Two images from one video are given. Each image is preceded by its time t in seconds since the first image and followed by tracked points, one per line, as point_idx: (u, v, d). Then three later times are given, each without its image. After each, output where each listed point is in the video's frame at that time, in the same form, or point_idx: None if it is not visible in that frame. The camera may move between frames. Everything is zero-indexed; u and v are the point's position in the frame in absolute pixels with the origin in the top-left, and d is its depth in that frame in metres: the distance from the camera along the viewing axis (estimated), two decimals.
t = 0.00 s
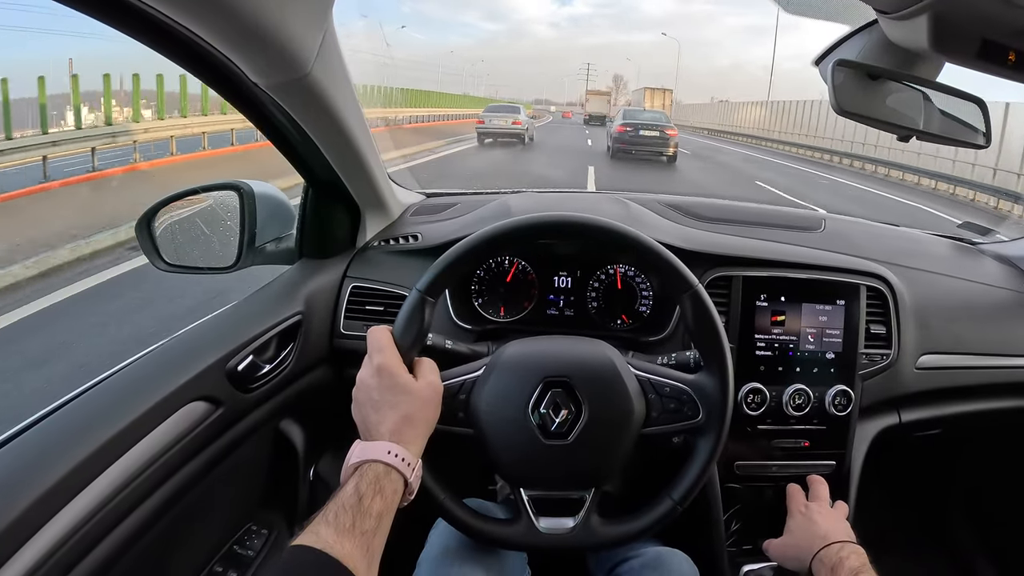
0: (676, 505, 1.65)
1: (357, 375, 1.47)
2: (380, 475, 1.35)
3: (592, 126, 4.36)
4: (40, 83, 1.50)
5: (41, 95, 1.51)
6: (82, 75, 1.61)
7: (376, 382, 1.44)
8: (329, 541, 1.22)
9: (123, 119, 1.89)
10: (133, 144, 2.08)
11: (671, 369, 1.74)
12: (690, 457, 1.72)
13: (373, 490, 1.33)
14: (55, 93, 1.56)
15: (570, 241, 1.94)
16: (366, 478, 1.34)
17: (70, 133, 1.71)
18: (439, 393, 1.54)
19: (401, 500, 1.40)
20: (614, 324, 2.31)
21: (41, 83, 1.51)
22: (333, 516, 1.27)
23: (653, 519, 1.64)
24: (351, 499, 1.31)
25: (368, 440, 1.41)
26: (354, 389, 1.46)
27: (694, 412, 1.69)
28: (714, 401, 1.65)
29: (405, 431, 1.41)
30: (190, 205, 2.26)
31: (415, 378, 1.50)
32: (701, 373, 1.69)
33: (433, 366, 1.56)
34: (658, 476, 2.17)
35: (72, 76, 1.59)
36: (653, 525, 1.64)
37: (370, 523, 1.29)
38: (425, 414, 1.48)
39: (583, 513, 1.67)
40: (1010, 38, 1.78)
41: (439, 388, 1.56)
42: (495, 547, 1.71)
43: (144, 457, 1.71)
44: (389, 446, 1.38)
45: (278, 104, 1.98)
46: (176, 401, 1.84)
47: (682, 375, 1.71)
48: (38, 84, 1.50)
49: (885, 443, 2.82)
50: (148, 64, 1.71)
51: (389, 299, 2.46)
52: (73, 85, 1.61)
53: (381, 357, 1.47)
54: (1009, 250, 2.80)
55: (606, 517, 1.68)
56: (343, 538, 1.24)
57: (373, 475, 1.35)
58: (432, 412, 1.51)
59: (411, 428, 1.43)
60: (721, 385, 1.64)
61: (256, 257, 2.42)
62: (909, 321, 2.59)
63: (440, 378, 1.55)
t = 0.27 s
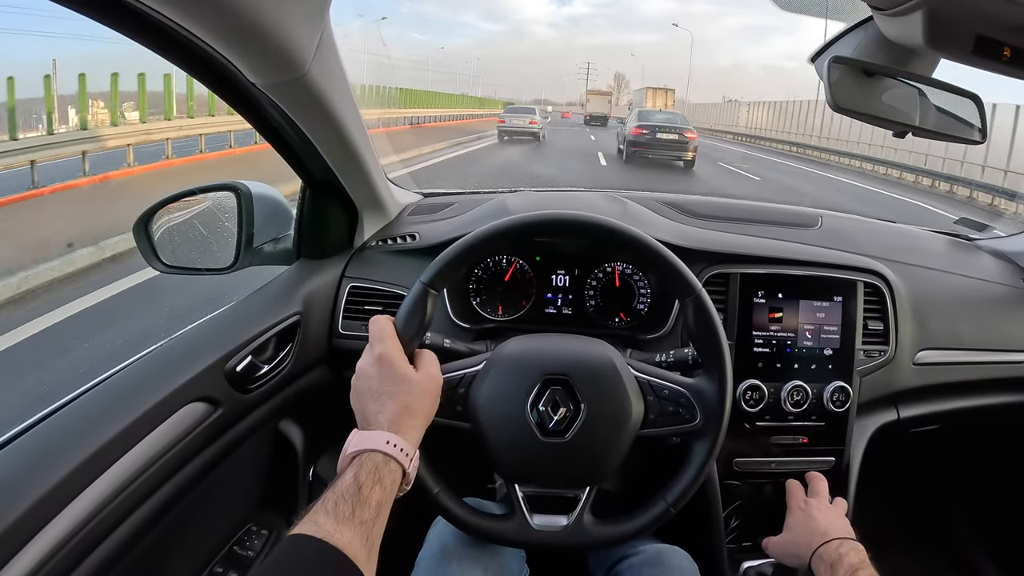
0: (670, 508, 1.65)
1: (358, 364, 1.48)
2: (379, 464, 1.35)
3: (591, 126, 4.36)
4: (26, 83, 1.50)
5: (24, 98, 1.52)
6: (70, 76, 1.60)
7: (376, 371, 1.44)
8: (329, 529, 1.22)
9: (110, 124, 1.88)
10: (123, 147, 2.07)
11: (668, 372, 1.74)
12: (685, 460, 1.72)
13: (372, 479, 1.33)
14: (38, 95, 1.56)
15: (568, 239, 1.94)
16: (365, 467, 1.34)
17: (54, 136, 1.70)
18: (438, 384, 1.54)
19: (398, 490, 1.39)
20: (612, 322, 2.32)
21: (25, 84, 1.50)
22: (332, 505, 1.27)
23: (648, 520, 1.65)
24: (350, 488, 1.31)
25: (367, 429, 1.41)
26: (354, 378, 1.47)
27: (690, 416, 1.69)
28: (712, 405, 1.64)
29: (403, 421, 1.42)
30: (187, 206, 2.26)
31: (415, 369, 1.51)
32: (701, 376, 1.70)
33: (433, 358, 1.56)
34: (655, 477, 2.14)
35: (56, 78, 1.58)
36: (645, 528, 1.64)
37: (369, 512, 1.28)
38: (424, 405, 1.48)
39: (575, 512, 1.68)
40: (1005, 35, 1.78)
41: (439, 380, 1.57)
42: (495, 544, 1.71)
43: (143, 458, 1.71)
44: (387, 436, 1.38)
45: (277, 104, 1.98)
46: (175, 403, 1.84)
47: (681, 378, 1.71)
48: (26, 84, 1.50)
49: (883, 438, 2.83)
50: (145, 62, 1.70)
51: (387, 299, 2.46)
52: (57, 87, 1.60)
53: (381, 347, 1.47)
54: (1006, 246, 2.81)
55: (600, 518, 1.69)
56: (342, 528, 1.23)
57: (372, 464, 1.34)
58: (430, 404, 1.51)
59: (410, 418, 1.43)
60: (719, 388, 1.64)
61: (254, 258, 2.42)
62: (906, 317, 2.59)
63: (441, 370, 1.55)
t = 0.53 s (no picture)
0: (660, 514, 1.66)
1: (358, 357, 1.49)
2: (377, 458, 1.36)
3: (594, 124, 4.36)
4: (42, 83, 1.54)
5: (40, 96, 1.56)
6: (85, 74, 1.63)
7: (375, 365, 1.45)
8: (326, 521, 1.24)
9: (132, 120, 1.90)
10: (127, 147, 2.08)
11: (660, 376, 1.75)
12: (678, 465, 1.74)
13: (369, 471, 1.34)
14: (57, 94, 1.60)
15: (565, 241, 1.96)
16: (364, 459, 1.35)
17: (74, 136, 1.75)
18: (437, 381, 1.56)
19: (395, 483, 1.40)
20: (609, 323, 2.33)
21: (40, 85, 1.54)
22: (330, 497, 1.28)
23: (637, 525, 1.66)
24: (348, 480, 1.32)
25: (365, 422, 1.42)
26: (354, 371, 1.48)
27: (683, 423, 1.70)
28: (707, 413, 1.66)
29: (402, 414, 1.43)
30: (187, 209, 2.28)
31: (415, 364, 1.52)
32: (695, 384, 1.71)
33: (432, 355, 1.56)
34: (650, 479, 2.13)
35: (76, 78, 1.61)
36: (637, 531, 1.65)
37: (366, 505, 1.30)
38: (423, 399, 1.49)
39: (566, 513, 1.70)
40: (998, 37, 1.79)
41: (438, 376, 1.58)
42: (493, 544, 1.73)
43: (144, 461, 1.72)
44: (385, 429, 1.38)
45: (273, 110, 1.99)
46: (174, 406, 1.84)
47: (676, 385, 1.72)
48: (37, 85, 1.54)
49: (880, 438, 2.84)
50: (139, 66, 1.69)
51: (385, 301, 2.47)
52: (77, 85, 1.64)
53: (382, 341, 1.49)
54: (1004, 245, 2.83)
55: (590, 521, 1.70)
56: (340, 519, 1.25)
57: (370, 458, 1.35)
58: (430, 397, 1.52)
59: (408, 412, 1.44)
60: (713, 397, 1.66)
61: (252, 261, 2.44)
62: (903, 317, 2.60)
63: (439, 366, 1.57)
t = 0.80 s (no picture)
0: (652, 519, 1.66)
1: (349, 359, 1.48)
2: (367, 461, 1.34)
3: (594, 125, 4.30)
4: (68, 81, 1.63)
5: (66, 94, 1.65)
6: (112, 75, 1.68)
7: (366, 369, 1.44)
8: (316, 524, 1.23)
9: (155, 120, 1.94)
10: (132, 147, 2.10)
11: (652, 380, 1.74)
12: (670, 469, 1.73)
13: (360, 474, 1.33)
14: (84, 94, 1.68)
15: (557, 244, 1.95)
16: (354, 462, 1.34)
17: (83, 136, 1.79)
18: (428, 386, 1.56)
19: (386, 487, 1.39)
20: (604, 326, 2.33)
21: (68, 84, 1.63)
22: (319, 501, 1.27)
23: (629, 530, 1.65)
24: (338, 484, 1.31)
25: (356, 425, 1.40)
26: (345, 373, 1.46)
27: (677, 427, 1.69)
28: (700, 418, 1.65)
29: (393, 419, 1.42)
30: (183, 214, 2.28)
31: (406, 369, 1.52)
32: (689, 388, 1.70)
33: (423, 358, 1.58)
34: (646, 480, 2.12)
35: (105, 78, 1.68)
36: (629, 535, 1.65)
37: (356, 509, 1.29)
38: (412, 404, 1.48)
39: (557, 517, 1.69)
40: (991, 36, 1.78)
41: (429, 380, 1.58)
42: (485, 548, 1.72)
43: (137, 465, 1.71)
44: (376, 433, 1.37)
45: (263, 115, 1.98)
46: (167, 410, 1.84)
47: (669, 390, 1.72)
48: (64, 84, 1.62)
49: (877, 440, 2.83)
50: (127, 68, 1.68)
51: (379, 304, 2.47)
52: (66, 89, 1.63)
53: (374, 344, 1.48)
54: (1002, 245, 2.81)
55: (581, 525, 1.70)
56: (329, 523, 1.24)
57: (361, 462, 1.34)
58: (419, 403, 1.52)
59: (398, 417, 1.43)
60: (707, 402, 1.65)
61: (247, 265, 2.45)
62: (900, 319, 2.59)
63: (430, 371, 1.57)
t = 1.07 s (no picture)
0: (651, 515, 1.65)
1: (342, 359, 1.47)
2: (361, 460, 1.33)
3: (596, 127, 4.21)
4: (88, 84, 1.66)
5: (85, 97, 1.69)
6: (128, 73, 1.71)
7: (360, 368, 1.43)
8: (309, 525, 1.22)
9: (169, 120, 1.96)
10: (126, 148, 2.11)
11: (649, 377, 1.73)
12: (667, 466, 1.72)
13: (354, 474, 1.31)
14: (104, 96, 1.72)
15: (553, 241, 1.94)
16: (348, 463, 1.33)
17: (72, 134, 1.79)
18: (422, 383, 1.55)
19: (381, 487, 1.38)
20: (601, 324, 2.32)
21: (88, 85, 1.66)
22: (312, 501, 1.27)
23: (627, 527, 1.64)
24: (332, 483, 1.30)
25: (349, 425, 1.39)
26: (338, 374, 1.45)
27: (673, 423, 1.68)
28: (697, 413, 1.64)
29: (386, 419, 1.41)
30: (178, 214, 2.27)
31: (400, 368, 1.51)
32: (685, 384, 1.69)
33: (417, 356, 1.56)
34: (643, 478, 2.09)
35: (121, 78, 1.71)
36: (626, 533, 1.63)
37: (350, 508, 1.28)
38: (407, 403, 1.47)
39: (554, 516, 1.67)
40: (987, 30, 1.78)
41: (423, 378, 1.57)
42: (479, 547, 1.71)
43: (131, 463, 1.70)
44: (370, 433, 1.36)
45: (256, 113, 1.97)
46: (161, 408, 1.83)
47: (665, 385, 1.70)
48: (83, 85, 1.65)
49: (877, 437, 2.82)
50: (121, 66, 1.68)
51: (375, 302, 2.46)
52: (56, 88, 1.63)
53: (367, 344, 1.46)
54: (1001, 242, 2.80)
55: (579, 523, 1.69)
56: (322, 524, 1.23)
57: (355, 462, 1.33)
58: (413, 402, 1.50)
59: (392, 417, 1.42)
60: (703, 397, 1.64)
61: (244, 264, 2.43)
62: (899, 315, 2.58)
63: (424, 369, 1.56)
